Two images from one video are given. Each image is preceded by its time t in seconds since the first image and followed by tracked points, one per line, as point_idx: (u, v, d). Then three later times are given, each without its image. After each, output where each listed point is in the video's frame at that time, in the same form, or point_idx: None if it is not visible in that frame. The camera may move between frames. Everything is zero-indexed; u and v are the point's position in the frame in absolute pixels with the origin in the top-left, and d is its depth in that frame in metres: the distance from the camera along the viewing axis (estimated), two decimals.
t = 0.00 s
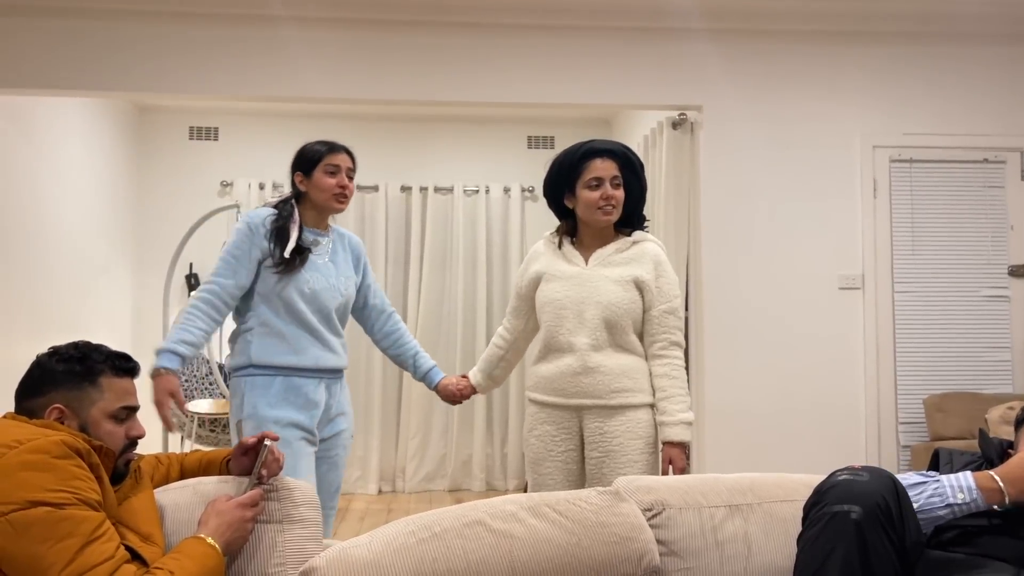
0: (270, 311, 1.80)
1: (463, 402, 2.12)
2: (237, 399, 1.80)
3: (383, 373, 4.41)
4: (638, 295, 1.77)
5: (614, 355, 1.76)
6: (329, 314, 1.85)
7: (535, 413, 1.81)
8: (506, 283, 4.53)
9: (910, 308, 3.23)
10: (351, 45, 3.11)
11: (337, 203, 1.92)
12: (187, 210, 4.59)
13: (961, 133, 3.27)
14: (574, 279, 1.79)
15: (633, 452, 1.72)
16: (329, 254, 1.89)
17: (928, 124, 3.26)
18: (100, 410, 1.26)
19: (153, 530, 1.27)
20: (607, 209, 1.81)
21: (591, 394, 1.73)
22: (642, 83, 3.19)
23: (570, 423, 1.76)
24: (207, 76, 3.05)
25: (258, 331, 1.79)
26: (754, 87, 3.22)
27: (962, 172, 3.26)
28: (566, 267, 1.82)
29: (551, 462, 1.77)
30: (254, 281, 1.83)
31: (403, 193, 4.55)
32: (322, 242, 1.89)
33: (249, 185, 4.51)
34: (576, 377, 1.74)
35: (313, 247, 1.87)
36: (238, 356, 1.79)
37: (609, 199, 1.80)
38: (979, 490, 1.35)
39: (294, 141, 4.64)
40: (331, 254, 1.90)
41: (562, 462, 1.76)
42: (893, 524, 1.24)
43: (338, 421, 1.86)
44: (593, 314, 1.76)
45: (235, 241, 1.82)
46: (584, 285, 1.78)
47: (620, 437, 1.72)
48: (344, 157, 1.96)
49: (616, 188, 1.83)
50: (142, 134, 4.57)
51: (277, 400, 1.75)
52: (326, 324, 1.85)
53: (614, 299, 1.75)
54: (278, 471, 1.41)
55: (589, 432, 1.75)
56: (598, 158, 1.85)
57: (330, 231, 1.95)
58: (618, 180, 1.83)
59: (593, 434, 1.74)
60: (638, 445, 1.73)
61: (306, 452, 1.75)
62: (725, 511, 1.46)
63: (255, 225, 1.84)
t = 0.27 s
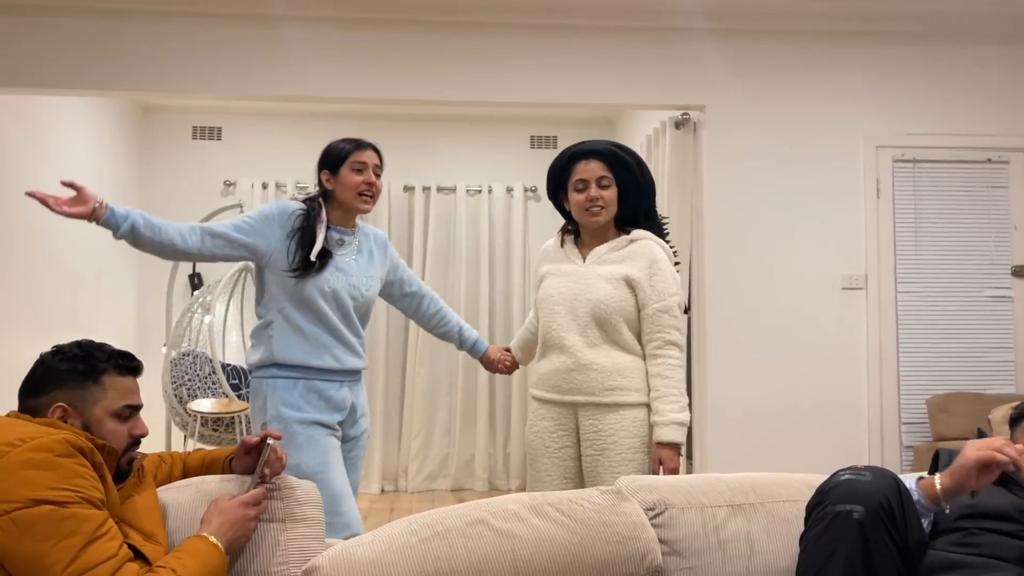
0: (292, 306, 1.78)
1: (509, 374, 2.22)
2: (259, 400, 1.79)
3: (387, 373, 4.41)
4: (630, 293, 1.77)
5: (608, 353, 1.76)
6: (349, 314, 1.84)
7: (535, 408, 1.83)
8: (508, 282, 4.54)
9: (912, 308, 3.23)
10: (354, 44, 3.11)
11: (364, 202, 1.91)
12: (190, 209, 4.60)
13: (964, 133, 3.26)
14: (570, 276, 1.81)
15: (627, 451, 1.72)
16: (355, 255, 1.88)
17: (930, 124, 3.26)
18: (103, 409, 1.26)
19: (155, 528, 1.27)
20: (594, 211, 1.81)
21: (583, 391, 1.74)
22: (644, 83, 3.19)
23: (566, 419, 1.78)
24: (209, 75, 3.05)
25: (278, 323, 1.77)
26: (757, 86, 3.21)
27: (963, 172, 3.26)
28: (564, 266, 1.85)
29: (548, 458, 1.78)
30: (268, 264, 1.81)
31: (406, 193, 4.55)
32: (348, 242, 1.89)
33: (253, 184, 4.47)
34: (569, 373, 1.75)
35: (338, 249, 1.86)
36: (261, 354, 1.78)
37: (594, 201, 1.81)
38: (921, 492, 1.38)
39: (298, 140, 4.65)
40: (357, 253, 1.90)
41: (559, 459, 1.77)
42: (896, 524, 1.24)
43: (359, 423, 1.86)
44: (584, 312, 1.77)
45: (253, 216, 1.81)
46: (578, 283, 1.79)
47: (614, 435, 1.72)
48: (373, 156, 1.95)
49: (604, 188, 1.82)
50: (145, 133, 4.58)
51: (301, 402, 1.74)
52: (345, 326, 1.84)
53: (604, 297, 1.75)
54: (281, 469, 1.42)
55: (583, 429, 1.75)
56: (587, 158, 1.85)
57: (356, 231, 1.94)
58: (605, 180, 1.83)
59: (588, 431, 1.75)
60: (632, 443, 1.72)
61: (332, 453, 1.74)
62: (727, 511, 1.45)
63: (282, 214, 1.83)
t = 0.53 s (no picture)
0: (329, 314, 1.72)
1: (526, 405, 2.09)
2: (292, 408, 1.73)
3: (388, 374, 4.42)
4: (626, 295, 1.75)
5: (604, 354, 1.76)
6: (385, 323, 1.79)
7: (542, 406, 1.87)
8: (509, 284, 4.54)
9: (913, 309, 3.22)
10: (355, 46, 3.12)
11: (401, 200, 1.85)
12: (191, 210, 4.60)
13: (966, 134, 3.26)
14: (573, 277, 1.84)
15: (618, 453, 1.73)
16: (389, 260, 1.83)
17: (932, 125, 3.26)
18: (105, 410, 1.26)
19: (157, 530, 1.27)
20: (585, 212, 1.83)
21: (578, 391, 1.76)
22: (645, 84, 3.19)
23: (566, 418, 1.81)
24: (211, 76, 3.06)
25: (314, 331, 1.71)
26: (758, 88, 3.21)
27: (964, 173, 3.26)
28: (573, 268, 1.88)
29: (551, 455, 1.82)
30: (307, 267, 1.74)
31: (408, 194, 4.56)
32: (384, 248, 1.83)
33: (254, 186, 4.51)
34: (565, 373, 1.78)
35: (375, 254, 1.80)
36: (295, 362, 1.72)
37: (585, 202, 1.82)
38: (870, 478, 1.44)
39: (300, 142, 4.65)
40: (391, 258, 1.84)
41: (560, 457, 1.81)
42: (898, 526, 1.24)
43: (390, 432, 1.82)
44: (581, 312, 1.78)
45: (293, 218, 1.75)
46: (578, 284, 1.81)
47: (607, 437, 1.73)
48: (406, 153, 1.88)
49: (597, 190, 1.81)
50: (147, 134, 4.58)
51: (336, 414, 1.69)
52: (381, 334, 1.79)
53: (599, 298, 1.75)
54: (282, 471, 1.42)
55: (579, 429, 1.77)
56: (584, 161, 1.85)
57: (390, 234, 1.89)
58: (597, 182, 1.81)
59: (583, 431, 1.77)
60: (623, 445, 1.73)
61: (363, 466, 1.70)
62: (729, 512, 1.46)
63: (322, 217, 1.78)
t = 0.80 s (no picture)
0: (372, 315, 1.68)
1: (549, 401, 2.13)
2: (330, 405, 1.69)
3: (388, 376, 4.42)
4: (635, 300, 1.75)
5: (616, 359, 1.78)
6: (424, 322, 1.77)
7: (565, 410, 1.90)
8: (510, 286, 4.54)
9: (912, 312, 3.22)
10: (356, 47, 3.12)
11: (431, 199, 1.82)
12: (191, 212, 4.61)
13: (965, 136, 3.27)
14: (588, 282, 1.85)
15: (628, 457, 1.74)
16: (423, 258, 1.81)
17: (932, 128, 3.26)
18: (105, 412, 1.26)
19: (157, 532, 1.27)
20: (591, 210, 1.87)
21: (592, 396, 1.79)
22: (646, 86, 3.20)
23: (583, 422, 1.83)
24: (212, 78, 3.06)
25: (358, 334, 1.67)
26: (758, 90, 3.22)
27: (964, 175, 3.26)
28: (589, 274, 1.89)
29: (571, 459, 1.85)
30: (354, 275, 1.68)
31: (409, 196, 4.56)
32: (418, 244, 1.80)
33: (254, 188, 4.45)
34: (581, 378, 1.81)
35: (415, 253, 1.77)
36: (337, 361, 1.68)
37: (592, 201, 1.86)
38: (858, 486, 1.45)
39: (300, 144, 4.65)
40: (424, 256, 1.81)
41: (579, 461, 1.84)
42: (898, 528, 1.24)
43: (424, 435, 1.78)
44: (593, 318, 1.79)
45: (333, 225, 1.68)
46: (590, 289, 1.82)
47: (620, 441, 1.75)
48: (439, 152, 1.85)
49: (603, 189, 1.84)
50: (147, 136, 4.59)
51: (375, 414, 1.66)
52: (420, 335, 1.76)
53: (608, 304, 1.76)
54: (282, 474, 1.42)
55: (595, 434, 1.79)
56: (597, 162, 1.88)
57: (420, 232, 1.86)
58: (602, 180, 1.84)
59: (598, 435, 1.79)
60: (632, 450, 1.73)
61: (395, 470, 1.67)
62: (729, 514, 1.46)
63: (361, 219, 1.72)
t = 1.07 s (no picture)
0: (400, 320, 1.69)
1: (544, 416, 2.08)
2: (356, 407, 1.68)
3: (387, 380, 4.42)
4: (653, 303, 1.76)
5: (629, 361, 1.78)
6: (447, 319, 1.79)
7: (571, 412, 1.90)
8: (509, 289, 4.54)
9: (912, 315, 3.22)
10: (356, 50, 3.12)
11: (446, 199, 1.82)
12: (190, 215, 4.60)
13: (964, 140, 3.27)
14: (602, 287, 1.85)
15: (641, 458, 1.74)
16: (440, 254, 1.82)
17: (931, 131, 3.26)
18: (105, 415, 1.26)
19: (156, 536, 1.27)
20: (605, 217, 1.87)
21: (602, 398, 1.78)
22: (645, 89, 3.20)
23: (591, 424, 1.82)
24: (211, 80, 3.06)
25: (385, 338, 1.67)
26: (757, 93, 3.22)
27: (963, 179, 3.26)
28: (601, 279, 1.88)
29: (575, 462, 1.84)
30: (380, 282, 1.68)
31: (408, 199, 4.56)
32: (433, 241, 1.81)
33: (254, 191, 4.45)
34: (592, 380, 1.80)
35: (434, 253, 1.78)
36: (365, 364, 1.68)
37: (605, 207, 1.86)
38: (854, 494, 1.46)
39: (300, 147, 4.66)
40: (441, 254, 1.82)
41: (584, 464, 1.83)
42: (899, 533, 1.24)
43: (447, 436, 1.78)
44: (609, 321, 1.79)
45: (352, 233, 1.67)
46: (606, 293, 1.82)
47: (630, 442, 1.74)
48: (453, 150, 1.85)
49: (615, 196, 1.84)
50: (147, 139, 4.59)
51: (403, 417, 1.66)
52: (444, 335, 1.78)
53: (625, 307, 1.77)
54: (281, 477, 1.42)
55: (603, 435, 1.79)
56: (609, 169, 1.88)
57: (434, 230, 1.86)
58: (615, 188, 1.85)
59: (607, 437, 1.78)
60: (645, 451, 1.74)
61: (418, 473, 1.68)
62: (728, 519, 1.45)
63: (375, 224, 1.70)
